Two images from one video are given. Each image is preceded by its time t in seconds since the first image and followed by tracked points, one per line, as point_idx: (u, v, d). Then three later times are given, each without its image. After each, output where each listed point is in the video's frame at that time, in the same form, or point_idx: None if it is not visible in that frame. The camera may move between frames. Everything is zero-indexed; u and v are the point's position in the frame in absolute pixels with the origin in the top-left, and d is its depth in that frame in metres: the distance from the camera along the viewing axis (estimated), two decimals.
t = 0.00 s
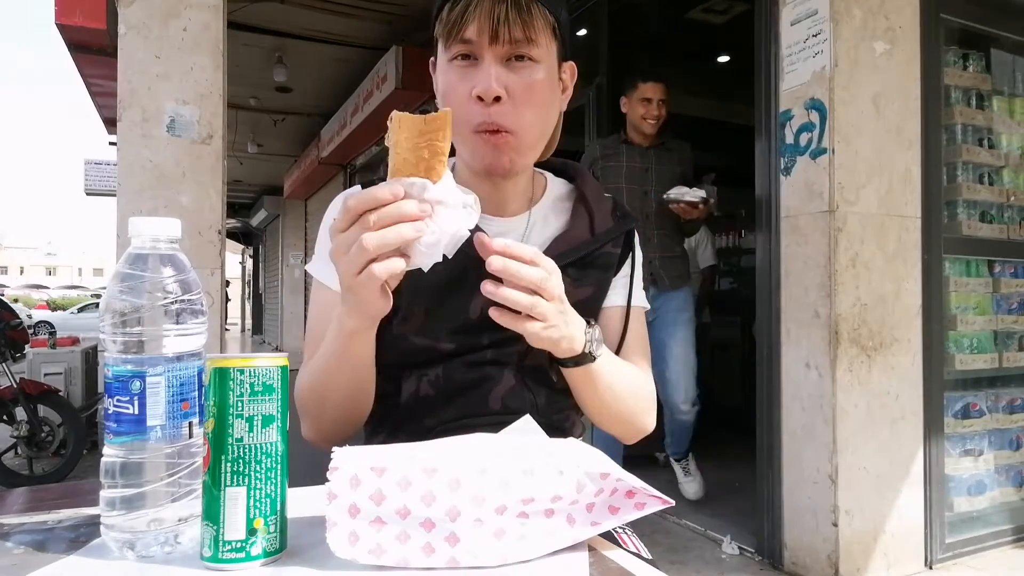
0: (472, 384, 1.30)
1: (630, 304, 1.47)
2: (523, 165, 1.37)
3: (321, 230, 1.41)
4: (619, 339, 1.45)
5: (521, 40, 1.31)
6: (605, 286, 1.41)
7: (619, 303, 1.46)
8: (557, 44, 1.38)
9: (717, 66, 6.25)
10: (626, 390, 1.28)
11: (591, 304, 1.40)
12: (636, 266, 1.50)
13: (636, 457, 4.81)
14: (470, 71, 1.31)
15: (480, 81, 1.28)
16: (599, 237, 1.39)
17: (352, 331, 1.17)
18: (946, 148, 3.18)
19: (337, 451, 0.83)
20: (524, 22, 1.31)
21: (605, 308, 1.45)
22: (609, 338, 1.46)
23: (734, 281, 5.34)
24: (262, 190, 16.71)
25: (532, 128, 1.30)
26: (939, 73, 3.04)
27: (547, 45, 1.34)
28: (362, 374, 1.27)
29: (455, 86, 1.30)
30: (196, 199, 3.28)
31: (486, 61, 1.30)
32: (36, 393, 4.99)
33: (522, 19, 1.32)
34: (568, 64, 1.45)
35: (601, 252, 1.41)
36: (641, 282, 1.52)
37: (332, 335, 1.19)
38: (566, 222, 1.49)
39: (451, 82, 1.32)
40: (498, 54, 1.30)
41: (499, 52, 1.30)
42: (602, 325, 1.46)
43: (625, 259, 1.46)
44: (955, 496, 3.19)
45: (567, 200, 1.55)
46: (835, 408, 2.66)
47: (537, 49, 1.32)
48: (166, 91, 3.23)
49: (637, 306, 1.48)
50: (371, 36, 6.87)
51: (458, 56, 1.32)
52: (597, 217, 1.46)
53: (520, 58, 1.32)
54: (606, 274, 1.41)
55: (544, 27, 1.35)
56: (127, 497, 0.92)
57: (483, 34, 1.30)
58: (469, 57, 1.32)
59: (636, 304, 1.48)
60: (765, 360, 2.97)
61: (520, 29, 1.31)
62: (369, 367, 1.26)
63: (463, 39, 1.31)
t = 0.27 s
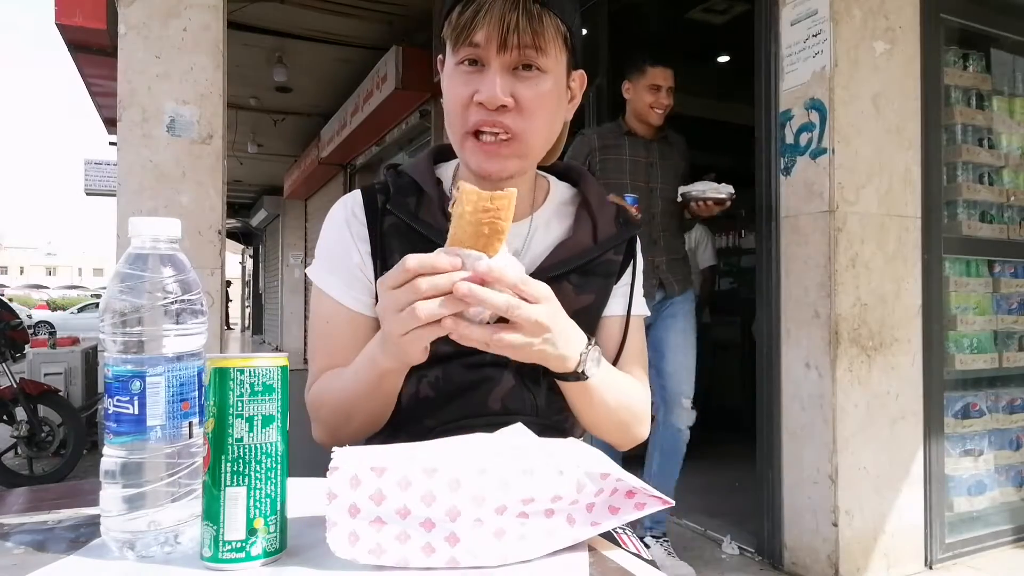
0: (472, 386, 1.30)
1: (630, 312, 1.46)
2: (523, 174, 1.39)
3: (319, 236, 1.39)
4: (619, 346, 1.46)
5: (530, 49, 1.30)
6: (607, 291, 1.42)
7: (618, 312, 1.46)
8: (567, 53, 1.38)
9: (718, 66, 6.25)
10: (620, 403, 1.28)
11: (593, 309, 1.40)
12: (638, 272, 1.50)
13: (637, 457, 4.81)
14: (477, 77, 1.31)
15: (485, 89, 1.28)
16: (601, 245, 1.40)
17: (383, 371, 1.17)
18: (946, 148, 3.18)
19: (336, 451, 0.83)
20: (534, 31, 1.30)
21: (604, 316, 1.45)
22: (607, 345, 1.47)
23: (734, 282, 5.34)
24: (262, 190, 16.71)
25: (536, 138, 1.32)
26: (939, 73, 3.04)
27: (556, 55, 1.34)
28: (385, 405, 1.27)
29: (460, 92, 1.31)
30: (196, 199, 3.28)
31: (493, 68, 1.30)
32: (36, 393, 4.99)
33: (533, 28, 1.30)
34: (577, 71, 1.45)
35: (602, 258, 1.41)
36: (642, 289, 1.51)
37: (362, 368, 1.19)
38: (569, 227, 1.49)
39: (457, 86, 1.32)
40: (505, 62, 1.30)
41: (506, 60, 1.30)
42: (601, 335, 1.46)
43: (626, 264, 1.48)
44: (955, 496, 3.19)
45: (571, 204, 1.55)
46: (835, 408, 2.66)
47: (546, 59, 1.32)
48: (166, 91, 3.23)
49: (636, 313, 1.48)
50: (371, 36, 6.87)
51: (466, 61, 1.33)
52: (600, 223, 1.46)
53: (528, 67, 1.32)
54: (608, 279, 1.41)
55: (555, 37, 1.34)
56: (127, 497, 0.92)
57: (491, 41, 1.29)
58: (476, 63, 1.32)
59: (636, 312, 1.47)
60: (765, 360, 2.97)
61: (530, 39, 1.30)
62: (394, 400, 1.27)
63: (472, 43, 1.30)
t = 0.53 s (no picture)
0: (473, 386, 1.30)
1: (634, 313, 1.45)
2: (525, 169, 1.39)
3: (319, 236, 1.38)
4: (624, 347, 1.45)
5: (527, 43, 1.30)
6: (609, 292, 1.42)
7: (621, 312, 1.44)
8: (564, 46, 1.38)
9: (718, 66, 6.25)
10: (626, 403, 1.29)
11: (595, 310, 1.40)
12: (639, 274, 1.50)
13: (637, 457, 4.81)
14: (475, 73, 1.31)
15: (484, 84, 1.28)
16: (602, 245, 1.40)
17: (373, 355, 1.16)
18: (946, 148, 3.18)
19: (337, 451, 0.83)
20: (531, 23, 1.30)
21: (607, 317, 1.44)
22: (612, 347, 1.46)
23: (734, 282, 5.35)
24: (262, 190, 16.71)
25: (536, 132, 1.32)
26: (939, 73, 3.04)
27: (553, 48, 1.34)
28: (374, 398, 1.25)
29: (459, 88, 1.31)
30: (196, 199, 3.28)
31: (491, 63, 1.30)
32: (36, 393, 4.99)
33: (529, 22, 1.30)
34: (575, 66, 1.45)
35: (603, 258, 1.41)
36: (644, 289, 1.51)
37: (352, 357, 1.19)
38: (571, 226, 1.48)
39: (456, 83, 1.32)
40: (503, 58, 1.30)
41: (504, 55, 1.30)
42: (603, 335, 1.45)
43: (628, 264, 1.48)
44: (955, 496, 3.19)
45: (573, 203, 1.54)
46: (835, 408, 2.66)
47: (543, 53, 1.32)
48: (166, 91, 3.23)
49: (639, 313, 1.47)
50: (371, 36, 6.87)
51: (463, 57, 1.33)
52: (602, 223, 1.45)
53: (526, 61, 1.31)
54: (610, 280, 1.42)
55: (552, 32, 1.34)
56: (128, 497, 0.92)
57: (488, 36, 1.29)
58: (474, 59, 1.32)
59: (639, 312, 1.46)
60: (765, 360, 2.97)
61: (527, 32, 1.29)
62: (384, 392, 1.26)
63: (469, 39, 1.31)
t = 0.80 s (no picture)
0: (473, 385, 1.30)
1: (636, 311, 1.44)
2: (523, 172, 1.39)
3: (318, 228, 1.43)
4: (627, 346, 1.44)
5: (524, 46, 1.30)
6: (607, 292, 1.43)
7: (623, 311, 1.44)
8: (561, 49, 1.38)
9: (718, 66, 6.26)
10: (643, 400, 1.34)
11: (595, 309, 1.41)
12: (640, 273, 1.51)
13: (637, 458, 4.81)
14: (472, 77, 1.31)
15: (481, 88, 1.28)
16: (601, 244, 1.42)
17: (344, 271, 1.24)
18: (946, 148, 3.18)
19: (338, 450, 0.84)
20: (527, 26, 1.31)
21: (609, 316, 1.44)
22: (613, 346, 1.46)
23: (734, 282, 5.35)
24: (262, 190, 16.71)
25: (534, 134, 1.32)
26: (940, 73, 3.03)
27: (550, 50, 1.34)
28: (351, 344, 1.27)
29: (456, 92, 1.30)
30: (196, 199, 3.28)
31: (488, 67, 1.30)
32: (36, 393, 4.99)
33: (525, 26, 1.31)
34: (572, 67, 1.45)
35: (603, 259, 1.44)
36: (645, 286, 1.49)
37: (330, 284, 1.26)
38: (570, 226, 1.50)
39: (452, 87, 1.32)
40: (500, 61, 1.30)
41: (501, 58, 1.30)
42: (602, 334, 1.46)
43: (630, 261, 1.46)
44: (955, 496, 3.19)
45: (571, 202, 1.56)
46: (834, 408, 2.66)
47: (540, 55, 1.32)
48: (166, 91, 3.23)
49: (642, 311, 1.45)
50: (371, 36, 6.87)
51: (460, 60, 1.33)
52: (602, 222, 1.46)
53: (523, 63, 1.32)
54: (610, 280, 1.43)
55: (548, 34, 1.35)
56: (128, 497, 0.92)
57: (485, 39, 1.29)
58: (471, 62, 1.32)
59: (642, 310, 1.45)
60: (765, 360, 2.98)
61: (523, 35, 1.30)
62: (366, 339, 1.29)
63: (465, 43, 1.31)
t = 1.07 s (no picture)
0: (472, 385, 1.30)
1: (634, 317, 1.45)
2: (526, 174, 1.40)
3: (321, 226, 1.46)
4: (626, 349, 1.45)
5: (532, 50, 1.30)
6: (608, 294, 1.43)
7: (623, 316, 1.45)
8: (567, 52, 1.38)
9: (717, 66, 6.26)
10: (638, 404, 1.34)
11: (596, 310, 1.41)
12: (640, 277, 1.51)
13: (637, 458, 4.81)
14: (480, 80, 1.31)
15: (489, 92, 1.28)
16: (602, 248, 1.42)
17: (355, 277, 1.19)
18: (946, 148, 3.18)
19: (339, 450, 0.84)
20: (535, 31, 1.30)
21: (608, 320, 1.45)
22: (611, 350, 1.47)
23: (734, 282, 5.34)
24: (262, 190, 16.71)
25: (540, 139, 1.32)
26: (940, 73, 3.03)
27: (558, 54, 1.34)
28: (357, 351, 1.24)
29: (464, 95, 1.31)
30: (196, 199, 3.28)
31: (496, 71, 1.30)
32: (36, 393, 4.99)
33: (534, 29, 1.31)
34: (577, 70, 1.45)
35: (604, 260, 1.43)
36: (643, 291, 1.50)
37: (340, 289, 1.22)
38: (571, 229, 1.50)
39: (459, 89, 1.32)
40: (508, 65, 1.30)
41: (509, 62, 1.30)
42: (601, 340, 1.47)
43: (628, 266, 1.47)
44: (955, 496, 3.19)
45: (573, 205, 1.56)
46: (834, 408, 2.66)
47: (548, 60, 1.32)
48: (166, 91, 3.23)
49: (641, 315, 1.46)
50: (371, 36, 6.87)
51: (468, 63, 1.33)
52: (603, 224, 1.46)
53: (531, 67, 1.32)
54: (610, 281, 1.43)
55: (556, 38, 1.34)
56: (127, 497, 0.92)
57: (494, 43, 1.29)
58: (479, 65, 1.32)
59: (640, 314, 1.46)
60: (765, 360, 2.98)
61: (532, 39, 1.30)
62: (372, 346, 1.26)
63: (473, 46, 1.31)
